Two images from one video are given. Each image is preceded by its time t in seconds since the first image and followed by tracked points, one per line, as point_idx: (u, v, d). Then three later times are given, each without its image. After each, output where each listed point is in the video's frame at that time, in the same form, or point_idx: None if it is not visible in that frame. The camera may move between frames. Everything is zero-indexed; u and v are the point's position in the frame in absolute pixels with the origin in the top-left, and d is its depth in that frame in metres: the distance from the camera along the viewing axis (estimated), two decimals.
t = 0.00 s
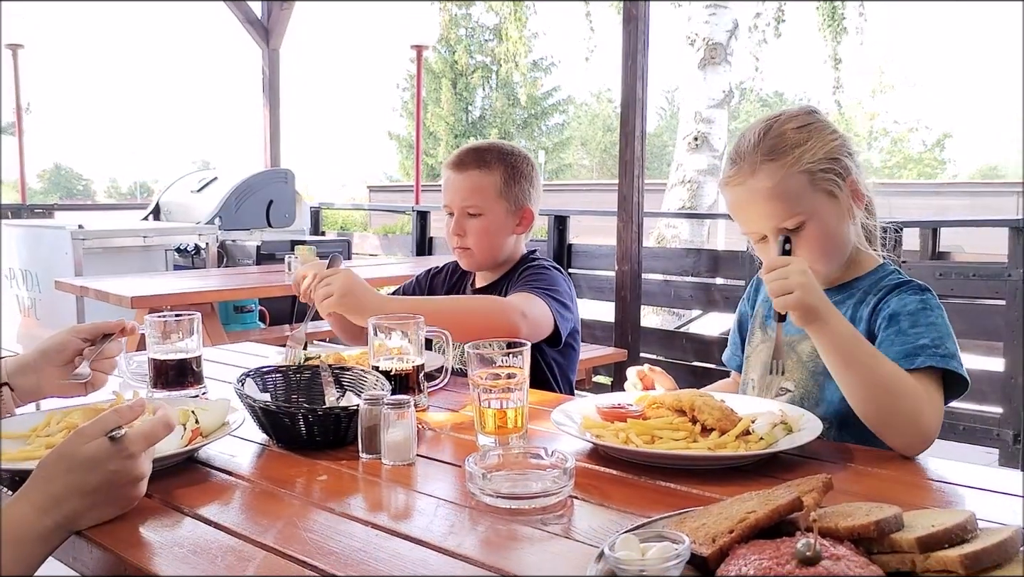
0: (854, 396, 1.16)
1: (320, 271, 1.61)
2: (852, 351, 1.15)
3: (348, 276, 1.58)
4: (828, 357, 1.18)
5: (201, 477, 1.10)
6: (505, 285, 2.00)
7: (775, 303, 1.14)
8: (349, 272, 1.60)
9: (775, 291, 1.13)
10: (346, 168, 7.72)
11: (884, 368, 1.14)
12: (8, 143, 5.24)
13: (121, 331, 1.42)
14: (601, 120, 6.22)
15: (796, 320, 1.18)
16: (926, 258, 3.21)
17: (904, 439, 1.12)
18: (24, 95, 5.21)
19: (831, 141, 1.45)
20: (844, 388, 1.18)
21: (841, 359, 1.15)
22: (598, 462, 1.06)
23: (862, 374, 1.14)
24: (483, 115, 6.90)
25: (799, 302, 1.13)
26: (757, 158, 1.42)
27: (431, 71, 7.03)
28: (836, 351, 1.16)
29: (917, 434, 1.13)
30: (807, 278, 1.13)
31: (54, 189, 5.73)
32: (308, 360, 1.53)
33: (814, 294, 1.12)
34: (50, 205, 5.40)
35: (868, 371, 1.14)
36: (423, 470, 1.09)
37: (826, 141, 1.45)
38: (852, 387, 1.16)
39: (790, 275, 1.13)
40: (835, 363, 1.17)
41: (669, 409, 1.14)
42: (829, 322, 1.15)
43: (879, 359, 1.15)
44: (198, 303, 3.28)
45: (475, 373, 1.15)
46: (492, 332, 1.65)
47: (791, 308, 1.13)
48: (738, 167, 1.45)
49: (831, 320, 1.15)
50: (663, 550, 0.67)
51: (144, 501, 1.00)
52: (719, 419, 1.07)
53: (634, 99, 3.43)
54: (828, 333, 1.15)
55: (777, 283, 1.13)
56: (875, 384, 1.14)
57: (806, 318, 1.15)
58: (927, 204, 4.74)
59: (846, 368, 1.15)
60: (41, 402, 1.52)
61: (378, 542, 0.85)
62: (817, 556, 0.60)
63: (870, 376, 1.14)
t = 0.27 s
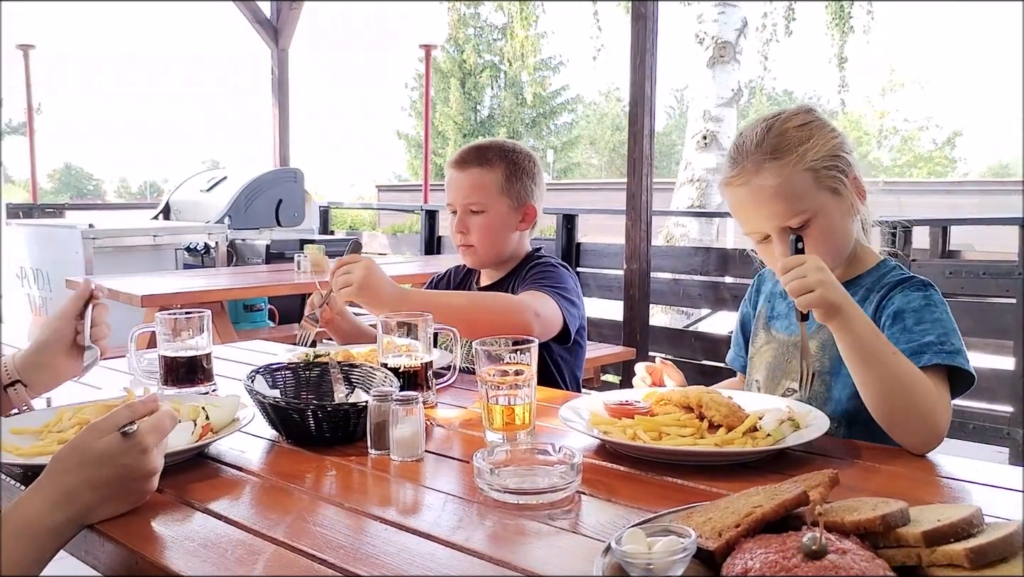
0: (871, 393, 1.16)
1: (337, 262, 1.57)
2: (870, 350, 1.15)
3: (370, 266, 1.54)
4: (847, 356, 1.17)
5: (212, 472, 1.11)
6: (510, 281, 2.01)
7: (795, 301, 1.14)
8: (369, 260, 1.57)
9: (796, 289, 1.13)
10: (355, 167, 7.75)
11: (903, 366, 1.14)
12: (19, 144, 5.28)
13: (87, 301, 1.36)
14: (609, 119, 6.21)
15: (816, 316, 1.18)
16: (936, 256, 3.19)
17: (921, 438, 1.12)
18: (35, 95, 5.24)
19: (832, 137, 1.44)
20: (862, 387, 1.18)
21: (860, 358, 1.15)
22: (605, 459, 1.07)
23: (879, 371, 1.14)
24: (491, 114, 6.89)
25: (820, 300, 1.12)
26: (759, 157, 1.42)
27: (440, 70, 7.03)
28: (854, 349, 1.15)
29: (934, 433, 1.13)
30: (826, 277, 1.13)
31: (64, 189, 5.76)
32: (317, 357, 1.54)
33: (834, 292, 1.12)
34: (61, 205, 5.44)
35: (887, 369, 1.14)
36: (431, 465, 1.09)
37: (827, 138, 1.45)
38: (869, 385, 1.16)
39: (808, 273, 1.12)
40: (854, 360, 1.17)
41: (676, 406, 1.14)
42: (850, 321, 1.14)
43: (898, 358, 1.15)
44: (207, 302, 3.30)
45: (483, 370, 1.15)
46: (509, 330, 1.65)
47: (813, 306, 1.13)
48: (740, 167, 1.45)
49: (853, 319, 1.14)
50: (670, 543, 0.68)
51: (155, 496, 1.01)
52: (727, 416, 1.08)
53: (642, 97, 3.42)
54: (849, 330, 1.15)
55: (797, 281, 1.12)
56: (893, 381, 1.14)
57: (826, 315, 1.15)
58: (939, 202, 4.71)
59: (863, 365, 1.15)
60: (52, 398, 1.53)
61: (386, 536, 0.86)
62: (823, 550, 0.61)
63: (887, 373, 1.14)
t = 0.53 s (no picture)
0: (895, 395, 1.15)
1: (355, 272, 1.61)
2: (895, 353, 1.14)
3: (387, 272, 1.59)
4: (870, 359, 1.16)
5: (236, 468, 1.12)
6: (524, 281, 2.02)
7: (820, 305, 1.13)
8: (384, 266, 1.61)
9: (819, 294, 1.11)
10: (374, 168, 7.79)
11: (926, 367, 1.14)
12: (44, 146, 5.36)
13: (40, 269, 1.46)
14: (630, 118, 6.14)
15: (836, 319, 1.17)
16: (959, 255, 3.17)
17: (947, 440, 1.12)
18: (59, 98, 5.32)
19: (839, 139, 1.44)
20: (886, 389, 1.17)
21: (883, 360, 1.15)
22: (624, 457, 1.07)
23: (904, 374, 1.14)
24: (510, 114, 6.90)
25: (843, 304, 1.11)
26: (765, 161, 1.41)
27: (459, 71, 7.05)
28: (878, 352, 1.15)
29: (959, 434, 1.12)
30: (848, 279, 1.12)
31: (87, 190, 5.84)
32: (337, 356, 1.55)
33: (857, 296, 1.11)
34: (84, 207, 5.51)
35: (909, 370, 1.13)
36: (451, 462, 1.10)
37: (832, 140, 1.45)
38: (893, 387, 1.15)
39: (831, 277, 1.11)
40: (876, 362, 1.16)
41: (696, 405, 1.15)
42: (873, 324, 1.14)
43: (921, 360, 1.14)
44: (229, 301, 3.34)
45: (502, 368, 1.16)
46: (526, 327, 1.66)
47: (837, 309, 1.12)
48: (746, 173, 1.43)
49: (875, 322, 1.13)
50: (690, 540, 0.68)
51: (182, 493, 1.03)
52: (746, 414, 1.08)
53: (662, 97, 3.42)
54: (870, 333, 1.14)
55: (819, 287, 1.11)
56: (917, 383, 1.13)
57: (848, 319, 1.13)
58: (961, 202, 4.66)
59: (888, 368, 1.14)
60: (76, 396, 1.56)
61: (407, 532, 0.86)
62: (843, 547, 0.61)
63: (910, 375, 1.13)
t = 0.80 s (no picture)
0: (906, 391, 1.14)
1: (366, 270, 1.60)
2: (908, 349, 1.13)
3: (392, 272, 1.60)
4: (882, 354, 1.16)
5: (255, 467, 1.13)
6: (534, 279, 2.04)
7: (839, 295, 1.12)
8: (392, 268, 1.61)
9: (838, 283, 1.10)
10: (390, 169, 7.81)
11: (940, 364, 1.13)
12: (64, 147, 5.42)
13: None
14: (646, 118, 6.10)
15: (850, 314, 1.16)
16: (979, 254, 3.14)
17: (953, 443, 1.11)
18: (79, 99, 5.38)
19: (849, 144, 1.42)
20: (897, 385, 1.16)
21: (894, 354, 1.14)
22: (641, 456, 1.07)
23: (915, 371, 1.13)
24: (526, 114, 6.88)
25: (861, 295, 1.11)
26: (774, 168, 1.40)
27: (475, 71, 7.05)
28: (892, 348, 1.14)
29: (970, 433, 1.11)
30: (868, 271, 1.11)
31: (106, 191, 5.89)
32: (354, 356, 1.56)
33: (875, 290, 1.11)
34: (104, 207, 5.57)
35: (924, 366, 1.13)
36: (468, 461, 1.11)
37: (843, 144, 1.43)
38: (905, 382, 1.14)
39: (851, 267, 1.10)
40: (889, 357, 1.15)
41: (714, 404, 1.14)
42: (888, 318, 1.13)
43: (935, 357, 1.14)
44: (248, 301, 3.36)
45: (519, 367, 1.17)
46: (535, 319, 1.66)
47: (858, 299, 1.11)
48: (754, 179, 1.43)
49: (891, 317, 1.13)
50: (707, 537, 0.68)
51: (202, 491, 1.04)
52: (764, 414, 1.07)
53: (678, 97, 3.41)
54: (885, 327, 1.13)
55: (838, 276, 1.10)
56: (931, 379, 1.12)
57: (863, 312, 1.13)
58: (984, 201, 4.60)
59: (899, 365, 1.14)
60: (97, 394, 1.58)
61: (424, 529, 0.87)
62: (861, 545, 0.61)
63: (924, 371, 1.12)
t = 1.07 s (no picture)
0: (905, 397, 1.13)
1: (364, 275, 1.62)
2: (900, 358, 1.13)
3: (394, 270, 1.62)
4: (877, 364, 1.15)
5: (270, 464, 1.14)
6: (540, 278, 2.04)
7: (822, 312, 1.12)
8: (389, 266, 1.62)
9: (820, 297, 1.10)
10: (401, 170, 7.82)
11: (936, 367, 1.12)
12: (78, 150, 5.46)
13: None
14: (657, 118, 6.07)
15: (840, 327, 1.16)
16: (994, 255, 3.12)
17: (960, 444, 1.09)
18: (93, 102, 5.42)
19: (852, 155, 1.37)
20: (895, 393, 1.15)
21: (889, 364, 1.14)
22: (654, 453, 1.07)
23: (912, 379, 1.12)
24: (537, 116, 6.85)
25: (845, 308, 1.10)
26: (778, 183, 1.35)
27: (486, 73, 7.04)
28: (885, 358, 1.13)
29: (976, 433, 1.09)
30: (849, 284, 1.11)
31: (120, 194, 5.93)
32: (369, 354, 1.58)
33: (860, 302, 1.10)
34: (118, 208, 5.61)
35: (919, 371, 1.12)
36: (481, 459, 1.11)
37: (849, 156, 1.38)
38: (902, 389, 1.13)
39: (832, 281, 1.10)
40: (884, 366, 1.15)
41: (727, 402, 1.15)
42: (876, 327, 1.13)
43: (930, 361, 1.13)
44: (261, 302, 3.38)
45: (531, 366, 1.17)
46: (535, 303, 1.67)
47: (840, 314, 1.11)
48: (755, 196, 1.39)
49: (879, 328, 1.12)
50: (721, 533, 0.68)
51: (217, 489, 1.05)
52: (777, 412, 1.07)
53: (690, 98, 3.40)
54: (875, 338, 1.13)
55: (820, 292, 1.11)
56: (927, 383, 1.11)
57: (850, 326, 1.13)
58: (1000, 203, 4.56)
59: (895, 374, 1.13)
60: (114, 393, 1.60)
61: (438, 526, 0.88)
62: (876, 541, 0.61)
63: (920, 376, 1.12)
